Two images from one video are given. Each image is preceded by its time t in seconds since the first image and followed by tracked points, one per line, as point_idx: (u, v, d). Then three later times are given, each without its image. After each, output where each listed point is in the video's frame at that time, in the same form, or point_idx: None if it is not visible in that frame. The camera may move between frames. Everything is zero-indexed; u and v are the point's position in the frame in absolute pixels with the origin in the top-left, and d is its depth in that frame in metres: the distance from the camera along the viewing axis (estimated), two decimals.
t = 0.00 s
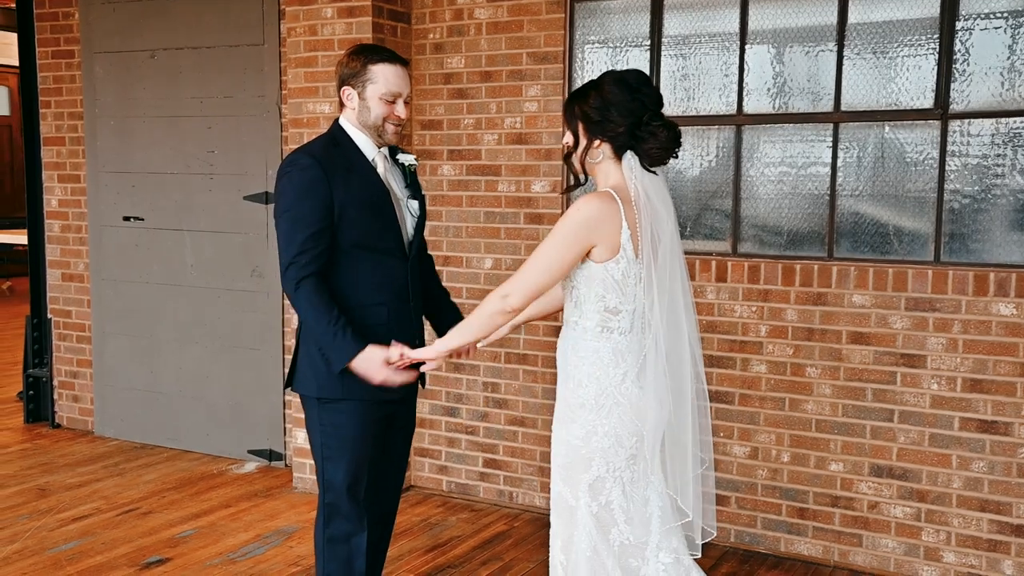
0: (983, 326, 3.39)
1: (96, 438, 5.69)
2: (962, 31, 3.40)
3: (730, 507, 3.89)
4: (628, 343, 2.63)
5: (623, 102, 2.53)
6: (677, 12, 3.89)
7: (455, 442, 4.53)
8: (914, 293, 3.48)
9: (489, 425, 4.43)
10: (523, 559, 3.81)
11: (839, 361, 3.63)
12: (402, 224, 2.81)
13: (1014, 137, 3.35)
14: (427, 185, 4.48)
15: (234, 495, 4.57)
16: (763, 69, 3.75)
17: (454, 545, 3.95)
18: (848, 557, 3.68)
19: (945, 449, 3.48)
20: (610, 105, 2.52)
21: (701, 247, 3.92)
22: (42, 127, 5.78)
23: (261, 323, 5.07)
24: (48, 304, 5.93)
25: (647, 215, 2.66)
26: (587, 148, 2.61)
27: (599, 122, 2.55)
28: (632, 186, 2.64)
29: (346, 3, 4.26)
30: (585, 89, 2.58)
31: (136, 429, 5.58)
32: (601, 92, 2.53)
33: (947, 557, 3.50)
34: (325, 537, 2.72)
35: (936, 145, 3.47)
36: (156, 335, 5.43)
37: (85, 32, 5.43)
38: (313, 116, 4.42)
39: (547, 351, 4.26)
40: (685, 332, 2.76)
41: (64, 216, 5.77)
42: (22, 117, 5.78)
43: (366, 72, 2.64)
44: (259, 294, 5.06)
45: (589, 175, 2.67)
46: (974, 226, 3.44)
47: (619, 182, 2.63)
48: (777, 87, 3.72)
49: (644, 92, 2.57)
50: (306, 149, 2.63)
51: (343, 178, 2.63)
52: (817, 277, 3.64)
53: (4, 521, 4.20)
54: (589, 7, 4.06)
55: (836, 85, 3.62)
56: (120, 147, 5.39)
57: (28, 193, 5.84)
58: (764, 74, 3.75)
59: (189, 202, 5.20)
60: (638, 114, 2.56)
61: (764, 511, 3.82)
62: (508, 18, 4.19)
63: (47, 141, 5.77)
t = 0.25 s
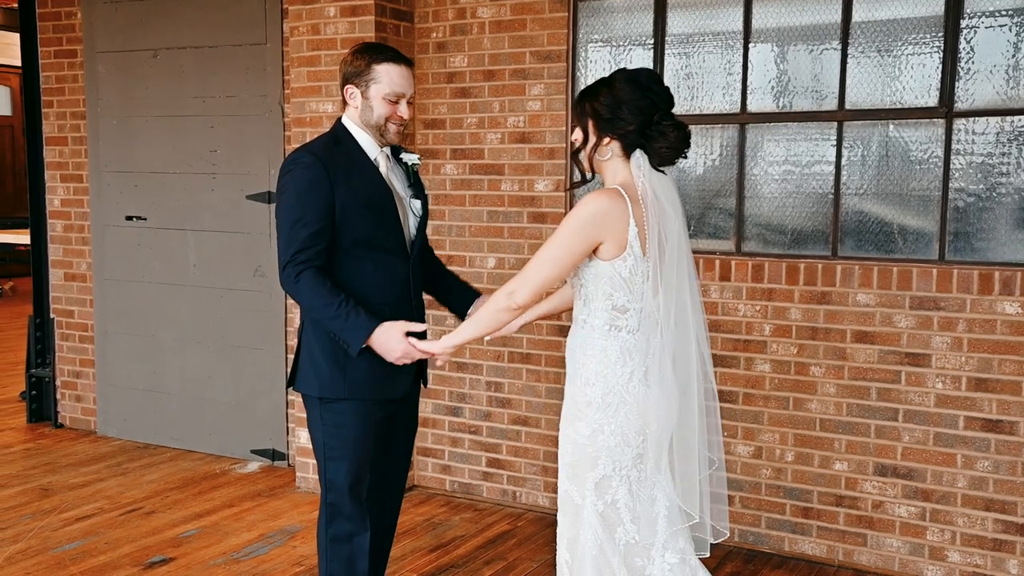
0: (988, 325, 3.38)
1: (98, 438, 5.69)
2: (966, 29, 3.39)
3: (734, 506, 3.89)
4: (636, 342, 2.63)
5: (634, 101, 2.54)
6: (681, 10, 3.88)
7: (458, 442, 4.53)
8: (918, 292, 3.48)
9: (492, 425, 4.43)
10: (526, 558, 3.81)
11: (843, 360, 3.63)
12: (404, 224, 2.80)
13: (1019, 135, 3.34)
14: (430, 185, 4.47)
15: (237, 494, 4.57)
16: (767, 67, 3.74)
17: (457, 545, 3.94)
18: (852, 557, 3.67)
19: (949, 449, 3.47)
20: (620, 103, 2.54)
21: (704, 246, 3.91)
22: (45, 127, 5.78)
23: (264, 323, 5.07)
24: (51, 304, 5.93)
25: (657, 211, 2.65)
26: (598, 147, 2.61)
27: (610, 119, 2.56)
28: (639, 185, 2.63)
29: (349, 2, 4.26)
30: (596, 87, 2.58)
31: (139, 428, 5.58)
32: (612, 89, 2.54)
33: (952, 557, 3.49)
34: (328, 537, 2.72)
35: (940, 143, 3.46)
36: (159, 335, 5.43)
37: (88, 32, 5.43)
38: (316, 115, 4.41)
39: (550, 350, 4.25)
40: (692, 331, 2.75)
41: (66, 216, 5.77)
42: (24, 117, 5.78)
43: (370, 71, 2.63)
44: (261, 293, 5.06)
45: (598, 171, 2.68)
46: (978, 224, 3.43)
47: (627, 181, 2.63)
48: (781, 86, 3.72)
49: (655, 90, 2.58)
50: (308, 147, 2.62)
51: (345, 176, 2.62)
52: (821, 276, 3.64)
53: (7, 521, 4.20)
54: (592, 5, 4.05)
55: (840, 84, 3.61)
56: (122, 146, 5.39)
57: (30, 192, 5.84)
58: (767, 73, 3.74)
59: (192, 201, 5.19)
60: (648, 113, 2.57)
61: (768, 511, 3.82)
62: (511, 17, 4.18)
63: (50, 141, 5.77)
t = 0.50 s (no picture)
0: (991, 325, 3.37)
1: (99, 439, 5.68)
2: (969, 28, 3.38)
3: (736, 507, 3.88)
4: (653, 343, 2.62)
5: (647, 97, 2.52)
6: (682, 10, 3.88)
7: (459, 442, 4.52)
8: (921, 292, 3.47)
9: (493, 425, 4.42)
10: (528, 559, 3.80)
11: (846, 360, 3.62)
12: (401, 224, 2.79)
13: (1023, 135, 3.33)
14: (431, 185, 4.46)
15: (238, 495, 4.56)
16: (769, 67, 3.73)
17: (459, 546, 3.93)
18: (855, 557, 3.66)
19: (952, 449, 3.46)
20: (634, 100, 2.52)
21: (706, 246, 3.90)
22: (45, 127, 5.78)
23: (265, 323, 5.06)
24: (51, 304, 5.92)
25: (677, 209, 2.63)
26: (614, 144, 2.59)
27: (624, 117, 2.54)
28: (662, 184, 2.60)
29: (350, 2, 4.25)
30: (607, 87, 2.57)
31: (140, 429, 5.57)
32: (624, 87, 2.52)
33: (955, 558, 3.48)
34: (328, 539, 2.70)
35: (944, 143, 3.45)
36: (160, 335, 5.42)
37: (88, 32, 5.42)
38: (317, 115, 4.40)
39: (551, 351, 4.24)
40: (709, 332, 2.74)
41: (67, 216, 5.76)
42: (25, 118, 5.77)
43: (363, 71, 2.60)
44: (262, 293, 5.05)
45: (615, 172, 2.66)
46: (981, 224, 3.42)
47: (643, 179, 2.61)
48: (783, 86, 3.71)
49: (668, 86, 2.56)
50: (304, 148, 2.61)
51: (341, 176, 2.61)
52: (823, 277, 3.63)
53: (8, 522, 4.19)
54: (594, 5, 4.04)
55: (842, 84, 3.60)
56: (123, 147, 5.38)
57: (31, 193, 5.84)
58: (769, 73, 3.73)
59: (193, 202, 5.19)
60: (662, 108, 2.55)
61: (771, 512, 3.81)
62: (512, 16, 4.17)
63: (50, 141, 5.76)
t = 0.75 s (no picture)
0: (995, 326, 3.36)
1: (100, 439, 5.67)
2: (973, 28, 3.36)
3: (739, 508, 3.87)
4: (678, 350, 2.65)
5: (662, 96, 2.52)
6: (684, 10, 3.87)
7: (461, 443, 4.51)
8: (924, 293, 3.46)
9: (495, 426, 4.41)
10: (530, 561, 3.79)
11: (849, 361, 3.61)
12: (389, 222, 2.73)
13: None
14: (432, 185, 4.45)
15: (239, 496, 4.55)
16: (772, 67, 3.72)
17: (460, 547, 3.92)
18: (857, 559, 3.65)
19: (956, 451, 3.45)
20: (649, 99, 2.52)
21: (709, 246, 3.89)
22: (46, 127, 5.77)
23: (265, 323, 5.05)
24: (52, 305, 5.91)
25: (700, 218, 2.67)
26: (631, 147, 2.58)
27: (639, 116, 2.53)
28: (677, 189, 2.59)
29: (351, 2, 4.24)
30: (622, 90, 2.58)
31: (140, 429, 5.56)
32: (640, 88, 2.53)
33: (959, 560, 3.47)
34: (325, 540, 2.68)
35: (947, 143, 3.44)
36: (161, 336, 5.41)
37: (89, 32, 5.41)
38: (318, 115, 4.39)
39: (553, 351, 4.23)
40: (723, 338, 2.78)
41: (68, 216, 5.75)
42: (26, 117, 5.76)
43: (350, 71, 2.57)
44: (262, 293, 5.04)
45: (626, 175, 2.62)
46: (985, 224, 3.40)
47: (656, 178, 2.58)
48: (785, 86, 3.70)
49: (682, 88, 2.57)
50: (292, 147, 2.61)
51: (331, 173, 2.60)
52: (826, 277, 3.62)
53: (9, 522, 4.18)
54: (595, 4, 4.03)
55: (845, 84, 3.59)
56: (124, 147, 5.37)
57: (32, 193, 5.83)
58: (773, 73, 3.72)
59: (194, 202, 5.18)
60: (677, 108, 2.55)
61: (773, 513, 3.79)
62: (514, 16, 4.16)
63: (51, 141, 5.76)
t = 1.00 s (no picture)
0: (1003, 327, 3.34)
1: (104, 439, 5.67)
2: (981, 28, 3.35)
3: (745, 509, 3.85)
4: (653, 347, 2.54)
5: (673, 106, 2.46)
6: (691, 9, 3.85)
7: (466, 444, 4.49)
8: (932, 293, 3.44)
9: (500, 426, 4.39)
10: (535, 562, 3.78)
11: (855, 362, 3.59)
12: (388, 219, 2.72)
13: None
14: (437, 185, 4.44)
15: (243, 496, 4.54)
16: (779, 67, 3.70)
17: (465, 548, 3.91)
18: (864, 561, 3.64)
19: (963, 452, 3.43)
20: (660, 111, 2.46)
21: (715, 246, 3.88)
22: (51, 127, 5.76)
23: (269, 323, 5.04)
24: (56, 304, 5.91)
25: (703, 215, 2.56)
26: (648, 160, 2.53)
27: (654, 131, 2.49)
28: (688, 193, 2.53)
29: (356, 1, 4.23)
30: (630, 100, 2.51)
31: (144, 429, 5.55)
32: (649, 100, 2.46)
33: (966, 562, 3.45)
34: (331, 542, 2.66)
35: (955, 143, 3.42)
36: (165, 336, 5.41)
37: (94, 32, 5.41)
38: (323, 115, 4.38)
39: (558, 352, 4.22)
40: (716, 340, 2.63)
41: (72, 216, 5.75)
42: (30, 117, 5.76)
43: (345, 70, 2.56)
44: (267, 293, 5.04)
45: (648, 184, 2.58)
46: (993, 225, 3.39)
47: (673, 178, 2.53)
48: (792, 87, 3.68)
49: (690, 90, 2.50)
50: (290, 148, 2.59)
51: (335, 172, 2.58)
52: (832, 277, 3.60)
53: (13, 522, 4.18)
54: (601, 4, 4.02)
55: (853, 84, 3.57)
56: (128, 146, 5.37)
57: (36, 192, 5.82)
58: (780, 73, 3.70)
59: (198, 202, 5.17)
60: (690, 117, 2.50)
61: (779, 514, 3.78)
62: (519, 16, 4.15)
63: (55, 141, 5.75)
